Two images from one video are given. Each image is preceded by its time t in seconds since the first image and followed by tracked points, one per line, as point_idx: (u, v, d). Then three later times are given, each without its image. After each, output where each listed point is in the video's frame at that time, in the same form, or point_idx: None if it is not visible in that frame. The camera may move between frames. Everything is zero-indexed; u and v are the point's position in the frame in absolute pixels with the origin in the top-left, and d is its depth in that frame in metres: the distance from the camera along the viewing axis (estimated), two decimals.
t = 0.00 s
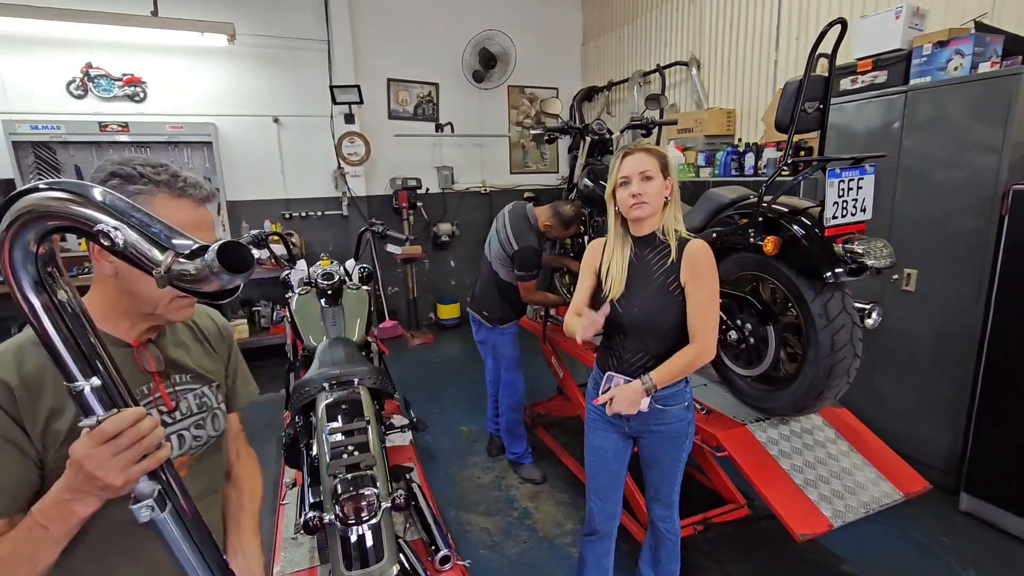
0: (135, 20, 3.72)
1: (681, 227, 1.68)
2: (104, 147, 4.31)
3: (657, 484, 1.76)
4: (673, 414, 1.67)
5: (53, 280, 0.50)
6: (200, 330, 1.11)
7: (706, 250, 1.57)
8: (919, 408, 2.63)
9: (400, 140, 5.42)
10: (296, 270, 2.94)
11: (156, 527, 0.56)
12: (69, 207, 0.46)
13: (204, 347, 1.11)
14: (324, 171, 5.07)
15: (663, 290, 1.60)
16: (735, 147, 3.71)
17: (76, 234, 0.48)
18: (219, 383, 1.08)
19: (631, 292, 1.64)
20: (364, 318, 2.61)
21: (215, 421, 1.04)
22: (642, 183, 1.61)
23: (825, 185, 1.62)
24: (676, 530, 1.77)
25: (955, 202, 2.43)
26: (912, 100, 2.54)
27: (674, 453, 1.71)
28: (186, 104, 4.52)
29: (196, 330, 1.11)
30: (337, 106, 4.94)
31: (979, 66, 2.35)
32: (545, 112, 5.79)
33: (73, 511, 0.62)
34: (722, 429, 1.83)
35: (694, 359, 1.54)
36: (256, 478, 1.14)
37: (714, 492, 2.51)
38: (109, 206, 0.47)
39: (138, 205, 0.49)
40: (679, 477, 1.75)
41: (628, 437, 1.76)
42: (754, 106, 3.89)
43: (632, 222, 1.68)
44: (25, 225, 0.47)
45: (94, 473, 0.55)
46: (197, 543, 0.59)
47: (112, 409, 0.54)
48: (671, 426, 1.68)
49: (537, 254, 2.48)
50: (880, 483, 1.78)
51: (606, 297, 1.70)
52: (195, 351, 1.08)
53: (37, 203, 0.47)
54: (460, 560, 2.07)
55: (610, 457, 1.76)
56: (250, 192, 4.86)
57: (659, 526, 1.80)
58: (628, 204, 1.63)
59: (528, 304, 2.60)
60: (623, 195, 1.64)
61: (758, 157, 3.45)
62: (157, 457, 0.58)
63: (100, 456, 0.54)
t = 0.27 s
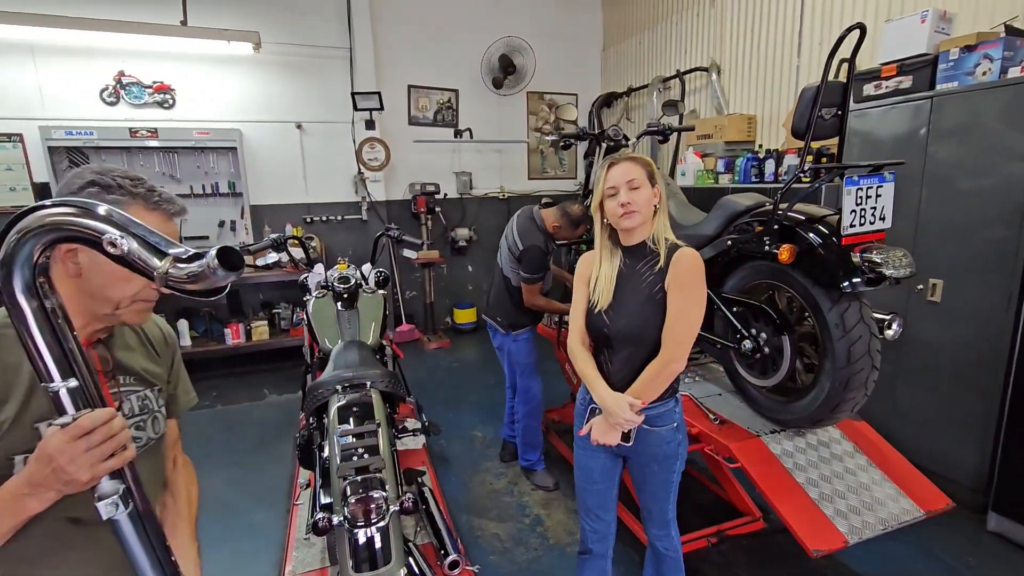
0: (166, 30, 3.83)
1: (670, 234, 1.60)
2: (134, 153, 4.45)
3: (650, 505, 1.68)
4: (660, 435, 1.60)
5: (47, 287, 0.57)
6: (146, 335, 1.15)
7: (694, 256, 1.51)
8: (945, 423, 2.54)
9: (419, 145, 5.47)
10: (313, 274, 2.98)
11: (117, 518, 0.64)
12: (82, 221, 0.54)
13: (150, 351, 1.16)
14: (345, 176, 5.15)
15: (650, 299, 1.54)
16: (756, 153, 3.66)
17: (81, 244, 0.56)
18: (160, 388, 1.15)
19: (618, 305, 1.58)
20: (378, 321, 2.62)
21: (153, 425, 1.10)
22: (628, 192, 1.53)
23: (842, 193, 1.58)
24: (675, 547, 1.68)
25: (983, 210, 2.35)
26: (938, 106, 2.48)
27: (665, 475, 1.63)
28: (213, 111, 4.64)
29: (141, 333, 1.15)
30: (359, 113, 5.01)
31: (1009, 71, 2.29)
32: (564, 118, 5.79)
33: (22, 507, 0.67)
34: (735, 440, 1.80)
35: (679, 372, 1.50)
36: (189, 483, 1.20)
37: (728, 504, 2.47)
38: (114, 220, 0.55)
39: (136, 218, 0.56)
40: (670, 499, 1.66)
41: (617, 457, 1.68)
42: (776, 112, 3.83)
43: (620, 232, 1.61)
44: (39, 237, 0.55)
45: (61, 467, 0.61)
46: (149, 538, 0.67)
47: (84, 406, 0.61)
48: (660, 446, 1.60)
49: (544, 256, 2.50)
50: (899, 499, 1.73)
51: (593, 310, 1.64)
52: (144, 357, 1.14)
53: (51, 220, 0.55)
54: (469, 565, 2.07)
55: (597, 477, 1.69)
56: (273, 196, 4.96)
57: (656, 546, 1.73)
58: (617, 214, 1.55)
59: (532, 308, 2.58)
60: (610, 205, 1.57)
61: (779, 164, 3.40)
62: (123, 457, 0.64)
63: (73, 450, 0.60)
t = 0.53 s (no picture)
0: (199, 41, 3.96)
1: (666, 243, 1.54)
2: (166, 158, 4.59)
3: (642, 533, 1.55)
4: (652, 456, 1.49)
5: (68, 316, 0.62)
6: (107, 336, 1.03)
7: (694, 266, 1.44)
8: (975, 435, 2.47)
9: (440, 151, 5.53)
10: (336, 278, 3.06)
11: (126, 539, 0.68)
12: (111, 256, 0.59)
13: (116, 355, 1.04)
14: (367, 182, 5.23)
15: (647, 309, 1.46)
16: (778, 159, 3.61)
17: (107, 277, 0.60)
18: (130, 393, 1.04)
19: (612, 315, 1.50)
20: (399, 325, 2.66)
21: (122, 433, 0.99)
22: (624, 196, 1.47)
23: (865, 201, 1.56)
24: None
25: (1015, 218, 2.29)
26: (967, 111, 2.43)
27: (657, 500, 1.51)
28: (241, 119, 4.77)
29: (107, 337, 1.04)
30: (381, 120, 5.10)
31: None
32: (584, 124, 5.80)
33: (32, 526, 0.68)
34: (754, 450, 1.78)
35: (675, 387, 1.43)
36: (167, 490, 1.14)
37: (747, 514, 2.44)
38: (139, 256, 0.60)
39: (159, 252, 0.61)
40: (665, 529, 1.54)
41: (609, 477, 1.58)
42: (800, 117, 3.78)
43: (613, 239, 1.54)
44: (64, 271, 0.59)
45: (74, 488, 0.63)
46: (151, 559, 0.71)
47: (97, 431, 0.65)
48: (651, 468, 1.49)
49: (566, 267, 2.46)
50: (924, 513, 1.69)
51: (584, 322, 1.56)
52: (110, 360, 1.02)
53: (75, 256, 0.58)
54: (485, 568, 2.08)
55: (590, 495, 1.59)
56: (298, 201, 5.06)
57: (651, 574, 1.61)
58: (611, 219, 1.49)
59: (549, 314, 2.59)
60: (605, 210, 1.50)
61: (802, 169, 3.36)
62: (134, 480, 0.68)
63: (89, 473, 0.63)
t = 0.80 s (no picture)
0: (226, 51, 4.07)
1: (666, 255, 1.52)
2: (193, 166, 4.72)
3: (657, 552, 1.50)
4: (665, 466, 1.46)
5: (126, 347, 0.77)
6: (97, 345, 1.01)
7: (698, 277, 1.43)
8: (1002, 446, 2.43)
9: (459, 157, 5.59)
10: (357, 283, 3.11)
11: (178, 549, 0.80)
12: (173, 291, 0.73)
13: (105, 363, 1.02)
14: (387, 188, 5.31)
15: (653, 321, 1.44)
16: (799, 164, 3.58)
17: (170, 309, 0.75)
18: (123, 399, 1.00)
19: (617, 330, 1.47)
20: (418, 329, 2.71)
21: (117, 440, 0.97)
22: (622, 210, 1.44)
23: (886, 210, 1.54)
24: None
25: None
26: (992, 116, 2.39)
27: (671, 514, 1.48)
28: (265, 127, 4.88)
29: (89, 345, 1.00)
30: (401, 127, 5.17)
31: None
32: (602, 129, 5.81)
33: (86, 542, 0.74)
34: (773, 458, 1.78)
35: (686, 399, 1.42)
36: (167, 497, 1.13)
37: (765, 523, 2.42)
38: (196, 290, 0.74)
39: (207, 286, 0.75)
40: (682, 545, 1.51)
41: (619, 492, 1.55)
42: (820, 122, 3.75)
43: (612, 254, 1.51)
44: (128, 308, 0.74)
45: (135, 505, 0.74)
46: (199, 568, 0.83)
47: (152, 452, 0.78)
48: (663, 479, 1.47)
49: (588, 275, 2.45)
50: (947, 525, 1.66)
51: (588, 338, 1.52)
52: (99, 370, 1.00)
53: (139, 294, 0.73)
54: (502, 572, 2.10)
55: (600, 510, 1.57)
56: (319, 207, 5.15)
57: None
58: (610, 236, 1.45)
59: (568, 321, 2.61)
60: (603, 225, 1.46)
61: (822, 175, 3.32)
62: (184, 496, 0.80)
63: (150, 489, 0.74)
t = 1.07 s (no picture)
0: (242, 57, 4.13)
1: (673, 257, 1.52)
2: (209, 170, 4.79)
3: (675, 557, 1.49)
4: (679, 466, 1.47)
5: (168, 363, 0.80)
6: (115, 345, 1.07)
7: (707, 278, 1.43)
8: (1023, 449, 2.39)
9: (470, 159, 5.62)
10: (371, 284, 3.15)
11: (221, 550, 0.83)
12: (211, 305, 0.78)
13: (122, 362, 1.08)
14: (399, 190, 5.35)
15: (665, 325, 1.44)
16: (812, 163, 3.55)
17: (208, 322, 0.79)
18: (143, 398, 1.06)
19: (627, 335, 1.46)
20: (430, 331, 2.72)
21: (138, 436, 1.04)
22: (628, 214, 1.43)
23: (903, 210, 1.53)
24: None
25: None
26: (1011, 113, 2.36)
27: (687, 516, 1.48)
28: (279, 130, 4.94)
29: (109, 348, 1.06)
30: (413, 129, 5.20)
31: None
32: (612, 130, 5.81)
33: (130, 542, 0.82)
34: (787, 458, 1.77)
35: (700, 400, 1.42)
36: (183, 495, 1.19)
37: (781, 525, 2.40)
38: (231, 302, 0.79)
39: (244, 299, 0.79)
40: (704, 541, 1.49)
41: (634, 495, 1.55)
42: (833, 121, 3.72)
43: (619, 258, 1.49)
44: (169, 323, 0.77)
45: (182, 506, 0.79)
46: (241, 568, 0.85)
47: (194, 458, 0.81)
48: (678, 481, 1.47)
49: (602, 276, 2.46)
50: (968, 528, 1.64)
51: (598, 342, 1.51)
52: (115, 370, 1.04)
53: (180, 309, 0.77)
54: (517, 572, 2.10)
55: (614, 515, 1.57)
56: (332, 209, 5.20)
57: None
58: (617, 241, 1.44)
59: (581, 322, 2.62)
60: (609, 229, 1.45)
61: (837, 174, 3.30)
62: (225, 499, 0.83)
63: (196, 491, 0.80)
